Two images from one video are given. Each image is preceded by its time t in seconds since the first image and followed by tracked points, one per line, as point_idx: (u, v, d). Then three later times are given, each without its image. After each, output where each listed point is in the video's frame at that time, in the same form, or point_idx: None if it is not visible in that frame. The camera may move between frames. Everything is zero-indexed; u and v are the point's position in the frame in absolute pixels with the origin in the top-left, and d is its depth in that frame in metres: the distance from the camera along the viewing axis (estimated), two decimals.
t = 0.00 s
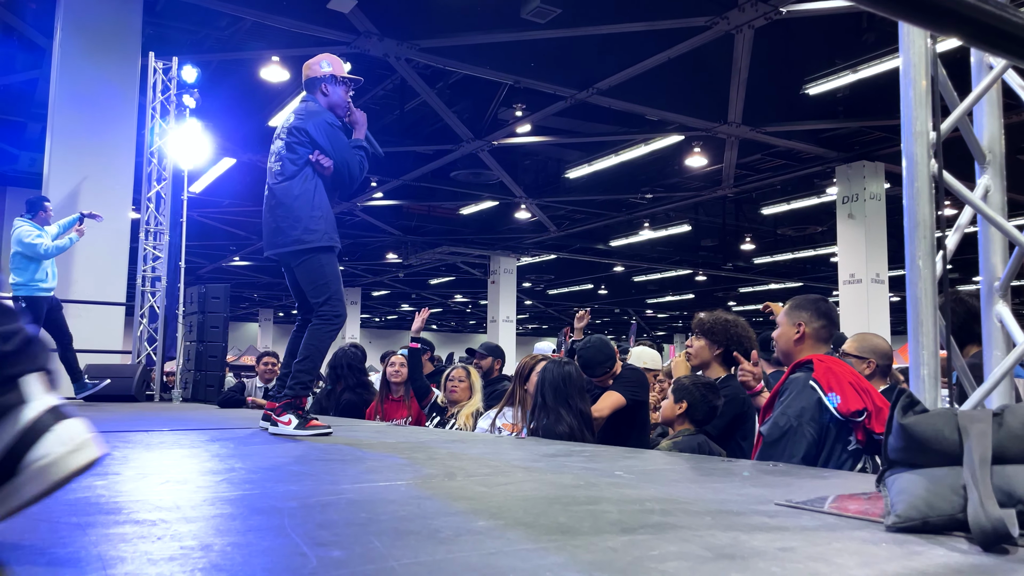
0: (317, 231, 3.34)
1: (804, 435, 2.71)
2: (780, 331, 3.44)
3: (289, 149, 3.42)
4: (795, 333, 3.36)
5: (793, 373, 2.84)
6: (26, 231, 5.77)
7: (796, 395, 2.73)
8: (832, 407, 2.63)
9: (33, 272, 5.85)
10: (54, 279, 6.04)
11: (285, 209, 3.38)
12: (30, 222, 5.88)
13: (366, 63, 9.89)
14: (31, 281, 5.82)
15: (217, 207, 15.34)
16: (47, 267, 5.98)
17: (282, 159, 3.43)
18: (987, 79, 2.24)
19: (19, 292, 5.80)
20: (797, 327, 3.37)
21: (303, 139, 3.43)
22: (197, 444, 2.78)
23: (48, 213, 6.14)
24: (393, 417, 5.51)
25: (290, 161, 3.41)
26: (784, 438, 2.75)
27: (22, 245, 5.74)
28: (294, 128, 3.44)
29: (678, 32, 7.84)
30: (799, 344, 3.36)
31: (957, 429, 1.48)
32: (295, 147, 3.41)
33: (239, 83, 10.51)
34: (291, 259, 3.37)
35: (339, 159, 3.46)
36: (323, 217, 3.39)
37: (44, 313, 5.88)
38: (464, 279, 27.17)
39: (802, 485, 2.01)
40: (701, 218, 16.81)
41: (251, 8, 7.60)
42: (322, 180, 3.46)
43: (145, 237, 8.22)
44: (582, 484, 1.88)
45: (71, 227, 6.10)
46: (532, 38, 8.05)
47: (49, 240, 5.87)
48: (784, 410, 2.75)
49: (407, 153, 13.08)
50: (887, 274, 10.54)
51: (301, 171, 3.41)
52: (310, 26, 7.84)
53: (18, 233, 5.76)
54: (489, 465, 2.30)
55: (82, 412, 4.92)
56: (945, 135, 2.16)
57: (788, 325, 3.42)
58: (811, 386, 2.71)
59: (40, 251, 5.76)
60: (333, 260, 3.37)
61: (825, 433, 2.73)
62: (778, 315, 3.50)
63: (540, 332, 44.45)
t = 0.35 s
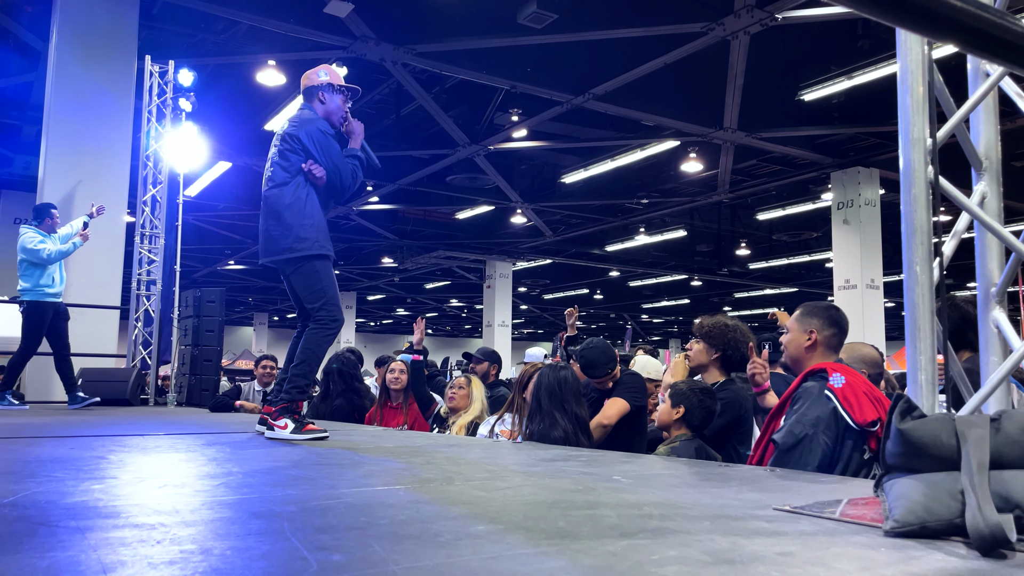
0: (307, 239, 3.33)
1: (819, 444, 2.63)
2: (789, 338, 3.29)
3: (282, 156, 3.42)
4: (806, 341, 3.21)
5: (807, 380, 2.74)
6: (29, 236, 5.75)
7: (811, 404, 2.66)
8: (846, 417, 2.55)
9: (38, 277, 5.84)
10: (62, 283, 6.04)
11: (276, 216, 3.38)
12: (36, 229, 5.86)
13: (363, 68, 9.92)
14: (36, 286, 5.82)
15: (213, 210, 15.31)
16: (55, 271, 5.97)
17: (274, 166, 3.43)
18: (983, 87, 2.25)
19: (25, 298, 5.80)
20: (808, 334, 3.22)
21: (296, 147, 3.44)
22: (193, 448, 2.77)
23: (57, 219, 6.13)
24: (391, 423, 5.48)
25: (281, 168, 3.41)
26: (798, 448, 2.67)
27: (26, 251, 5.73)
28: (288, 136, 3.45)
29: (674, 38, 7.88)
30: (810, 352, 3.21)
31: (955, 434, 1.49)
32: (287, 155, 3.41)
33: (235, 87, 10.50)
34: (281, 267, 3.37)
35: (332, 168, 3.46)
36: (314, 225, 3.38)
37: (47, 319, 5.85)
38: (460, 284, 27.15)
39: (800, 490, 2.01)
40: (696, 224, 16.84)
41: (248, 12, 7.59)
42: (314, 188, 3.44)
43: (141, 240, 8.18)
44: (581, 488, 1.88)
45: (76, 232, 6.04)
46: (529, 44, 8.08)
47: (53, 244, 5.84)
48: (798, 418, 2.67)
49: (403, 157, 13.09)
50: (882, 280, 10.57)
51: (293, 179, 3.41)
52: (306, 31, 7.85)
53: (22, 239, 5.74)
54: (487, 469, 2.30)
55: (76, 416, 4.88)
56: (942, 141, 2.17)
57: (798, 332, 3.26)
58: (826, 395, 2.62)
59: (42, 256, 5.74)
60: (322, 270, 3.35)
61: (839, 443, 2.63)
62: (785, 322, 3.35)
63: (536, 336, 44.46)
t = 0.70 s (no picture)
0: (307, 242, 3.33)
1: (836, 452, 2.64)
2: (800, 343, 3.28)
3: (284, 157, 3.43)
4: (821, 348, 3.20)
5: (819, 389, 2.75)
6: (35, 239, 5.73)
7: (824, 412, 2.66)
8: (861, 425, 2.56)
9: (46, 279, 5.82)
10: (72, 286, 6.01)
11: (275, 216, 3.37)
12: (44, 232, 5.86)
13: (359, 70, 9.93)
14: (43, 289, 5.80)
15: (207, 212, 15.27)
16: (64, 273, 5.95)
17: (276, 167, 3.44)
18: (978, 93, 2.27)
19: (32, 300, 5.79)
20: (823, 342, 3.21)
21: (299, 147, 3.43)
22: (187, 451, 2.76)
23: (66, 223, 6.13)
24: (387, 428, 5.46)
25: (284, 169, 3.42)
26: (815, 457, 2.67)
27: (32, 254, 5.71)
28: (290, 135, 3.45)
29: (669, 42, 7.91)
30: (824, 359, 3.21)
31: (949, 436, 1.49)
32: (290, 155, 3.42)
33: (232, 88, 10.49)
34: (280, 268, 3.37)
35: (331, 170, 3.47)
36: (314, 227, 3.39)
37: (57, 322, 5.83)
38: (455, 287, 27.14)
39: (796, 493, 2.02)
40: (692, 228, 16.89)
41: (244, 14, 7.59)
42: (313, 189, 3.44)
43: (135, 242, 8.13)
44: (577, 491, 1.89)
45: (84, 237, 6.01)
46: (525, 47, 8.10)
47: (59, 248, 5.80)
48: (813, 428, 2.67)
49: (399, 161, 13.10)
50: (877, 284, 10.60)
51: (297, 180, 3.41)
52: (303, 33, 7.86)
53: (29, 242, 5.72)
54: (483, 472, 2.30)
55: (68, 419, 4.85)
56: (937, 147, 2.19)
57: (811, 339, 3.25)
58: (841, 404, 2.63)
59: (48, 260, 5.70)
60: (322, 273, 3.35)
61: (854, 451, 2.64)
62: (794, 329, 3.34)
63: (531, 340, 44.47)
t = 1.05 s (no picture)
0: (315, 244, 3.34)
1: (838, 444, 2.63)
2: (806, 340, 3.29)
3: (289, 155, 3.39)
4: (825, 346, 3.22)
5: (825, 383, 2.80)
6: (41, 243, 5.72)
7: (829, 404, 2.69)
8: (863, 417, 2.60)
9: (48, 282, 5.82)
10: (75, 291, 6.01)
11: (281, 216, 3.35)
12: (51, 235, 5.85)
13: (355, 73, 9.93)
14: (45, 292, 5.80)
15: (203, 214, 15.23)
16: (68, 278, 5.94)
17: (281, 165, 3.39)
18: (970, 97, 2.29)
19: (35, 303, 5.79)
20: (827, 339, 3.23)
21: (306, 146, 3.41)
22: (183, 453, 2.76)
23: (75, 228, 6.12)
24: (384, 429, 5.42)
25: (289, 168, 3.38)
26: (816, 449, 2.66)
27: (35, 257, 5.68)
28: (297, 135, 3.42)
29: (666, 46, 7.92)
30: (829, 356, 3.22)
31: (942, 439, 1.50)
32: (296, 154, 3.39)
33: (228, 88, 10.47)
34: (283, 268, 3.35)
35: (336, 173, 3.48)
36: (320, 229, 3.40)
37: (57, 326, 5.80)
38: (451, 289, 27.12)
39: (790, 495, 2.03)
40: (687, 230, 16.91)
41: (239, 15, 7.59)
42: (318, 191, 3.45)
43: (131, 244, 8.10)
44: (573, 493, 1.89)
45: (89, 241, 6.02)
46: (521, 50, 8.10)
47: (63, 252, 5.79)
48: (817, 418, 2.68)
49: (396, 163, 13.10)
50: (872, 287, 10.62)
51: (304, 180, 3.39)
52: (300, 35, 7.85)
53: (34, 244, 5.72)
54: (479, 473, 2.31)
55: (63, 421, 4.84)
56: (930, 150, 2.20)
57: (817, 336, 3.27)
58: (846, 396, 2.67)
59: (51, 263, 5.68)
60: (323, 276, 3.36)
61: (855, 445, 2.64)
62: (801, 327, 3.36)
63: (527, 342, 44.47)
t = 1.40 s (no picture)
0: (315, 247, 3.35)
1: (840, 451, 2.63)
2: (806, 354, 3.32)
3: (286, 158, 3.40)
4: (825, 358, 3.23)
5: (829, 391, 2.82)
6: (42, 240, 5.72)
7: (832, 411, 2.70)
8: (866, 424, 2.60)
9: (46, 279, 5.82)
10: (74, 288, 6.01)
11: (280, 219, 3.35)
12: (50, 233, 5.84)
13: (351, 75, 9.93)
14: (43, 288, 5.81)
15: (198, 216, 15.20)
16: (67, 275, 5.94)
17: (277, 167, 3.39)
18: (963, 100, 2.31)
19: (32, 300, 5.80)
20: (827, 352, 3.24)
21: (302, 147, 3.42)
22: (180, 455, 2.76)
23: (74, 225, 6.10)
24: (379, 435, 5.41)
25: (287, 170, 3.39)
26: (819, 455, 2.67)
27: (36, 255, 5.69)
28: (293, 137, 3.42)
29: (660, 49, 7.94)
30: (828, 369, 3.24)
31: (935, 441, 1.51)
32: (293, 156, 3.40)
33: (224, 89, 10.46)
34: (281, 273, 3.35)
35: (333, 175, 3.49)
36: (317, 231, 3.40)
37: (52, 323, 5.80)
38: (447, 291, 27.11)
39: (784, 496, 2.04)
40: (683, 233, 16.93)
41: (235, 16, 7.62)
42: (316, 193, 3.46)
43: (125, 245, 8.08)
44: (568, 495, 1.90)
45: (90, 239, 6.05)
46: (517, 52, 8.11)
47: (63, 250, 5.79)
48: (819, 425, 2.70)
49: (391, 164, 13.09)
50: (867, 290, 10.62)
51: (301, 181, 3.40)
52: (296, 37, 7.86)
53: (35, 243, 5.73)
54: (473, 476, 2.31)
55: (55, 423, 4.82)
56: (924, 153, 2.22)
57: (817, 348, 3.28)
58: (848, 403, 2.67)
59: (51, 261, 5.68)
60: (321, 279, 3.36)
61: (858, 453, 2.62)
62: (803, 339, 3.38)
63: (523, 344, 44.45)
